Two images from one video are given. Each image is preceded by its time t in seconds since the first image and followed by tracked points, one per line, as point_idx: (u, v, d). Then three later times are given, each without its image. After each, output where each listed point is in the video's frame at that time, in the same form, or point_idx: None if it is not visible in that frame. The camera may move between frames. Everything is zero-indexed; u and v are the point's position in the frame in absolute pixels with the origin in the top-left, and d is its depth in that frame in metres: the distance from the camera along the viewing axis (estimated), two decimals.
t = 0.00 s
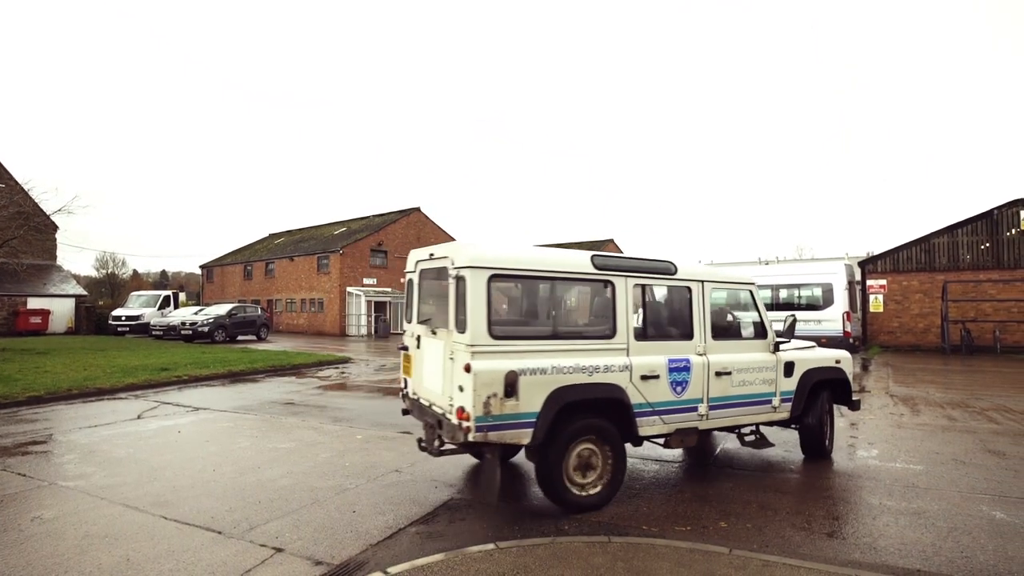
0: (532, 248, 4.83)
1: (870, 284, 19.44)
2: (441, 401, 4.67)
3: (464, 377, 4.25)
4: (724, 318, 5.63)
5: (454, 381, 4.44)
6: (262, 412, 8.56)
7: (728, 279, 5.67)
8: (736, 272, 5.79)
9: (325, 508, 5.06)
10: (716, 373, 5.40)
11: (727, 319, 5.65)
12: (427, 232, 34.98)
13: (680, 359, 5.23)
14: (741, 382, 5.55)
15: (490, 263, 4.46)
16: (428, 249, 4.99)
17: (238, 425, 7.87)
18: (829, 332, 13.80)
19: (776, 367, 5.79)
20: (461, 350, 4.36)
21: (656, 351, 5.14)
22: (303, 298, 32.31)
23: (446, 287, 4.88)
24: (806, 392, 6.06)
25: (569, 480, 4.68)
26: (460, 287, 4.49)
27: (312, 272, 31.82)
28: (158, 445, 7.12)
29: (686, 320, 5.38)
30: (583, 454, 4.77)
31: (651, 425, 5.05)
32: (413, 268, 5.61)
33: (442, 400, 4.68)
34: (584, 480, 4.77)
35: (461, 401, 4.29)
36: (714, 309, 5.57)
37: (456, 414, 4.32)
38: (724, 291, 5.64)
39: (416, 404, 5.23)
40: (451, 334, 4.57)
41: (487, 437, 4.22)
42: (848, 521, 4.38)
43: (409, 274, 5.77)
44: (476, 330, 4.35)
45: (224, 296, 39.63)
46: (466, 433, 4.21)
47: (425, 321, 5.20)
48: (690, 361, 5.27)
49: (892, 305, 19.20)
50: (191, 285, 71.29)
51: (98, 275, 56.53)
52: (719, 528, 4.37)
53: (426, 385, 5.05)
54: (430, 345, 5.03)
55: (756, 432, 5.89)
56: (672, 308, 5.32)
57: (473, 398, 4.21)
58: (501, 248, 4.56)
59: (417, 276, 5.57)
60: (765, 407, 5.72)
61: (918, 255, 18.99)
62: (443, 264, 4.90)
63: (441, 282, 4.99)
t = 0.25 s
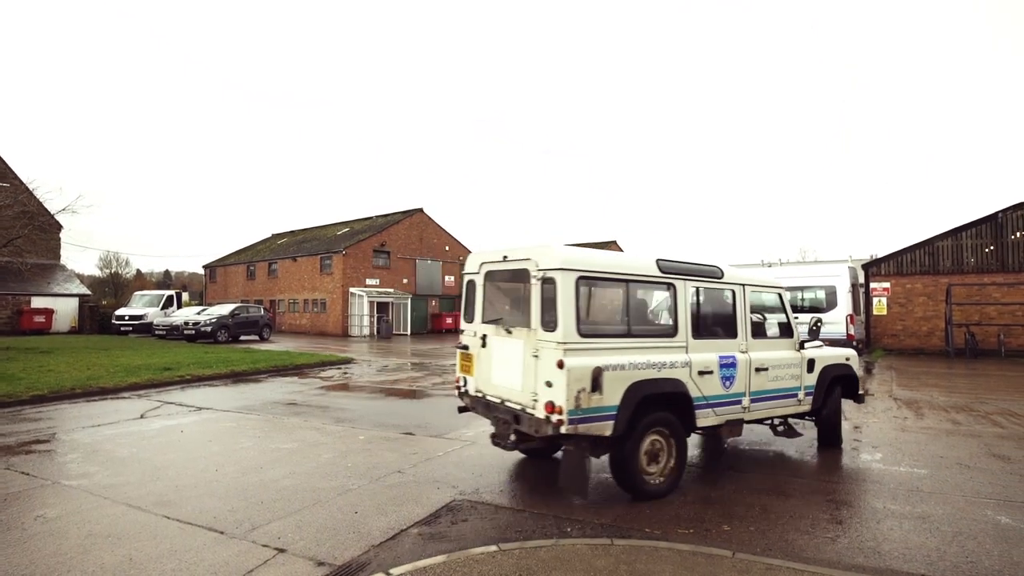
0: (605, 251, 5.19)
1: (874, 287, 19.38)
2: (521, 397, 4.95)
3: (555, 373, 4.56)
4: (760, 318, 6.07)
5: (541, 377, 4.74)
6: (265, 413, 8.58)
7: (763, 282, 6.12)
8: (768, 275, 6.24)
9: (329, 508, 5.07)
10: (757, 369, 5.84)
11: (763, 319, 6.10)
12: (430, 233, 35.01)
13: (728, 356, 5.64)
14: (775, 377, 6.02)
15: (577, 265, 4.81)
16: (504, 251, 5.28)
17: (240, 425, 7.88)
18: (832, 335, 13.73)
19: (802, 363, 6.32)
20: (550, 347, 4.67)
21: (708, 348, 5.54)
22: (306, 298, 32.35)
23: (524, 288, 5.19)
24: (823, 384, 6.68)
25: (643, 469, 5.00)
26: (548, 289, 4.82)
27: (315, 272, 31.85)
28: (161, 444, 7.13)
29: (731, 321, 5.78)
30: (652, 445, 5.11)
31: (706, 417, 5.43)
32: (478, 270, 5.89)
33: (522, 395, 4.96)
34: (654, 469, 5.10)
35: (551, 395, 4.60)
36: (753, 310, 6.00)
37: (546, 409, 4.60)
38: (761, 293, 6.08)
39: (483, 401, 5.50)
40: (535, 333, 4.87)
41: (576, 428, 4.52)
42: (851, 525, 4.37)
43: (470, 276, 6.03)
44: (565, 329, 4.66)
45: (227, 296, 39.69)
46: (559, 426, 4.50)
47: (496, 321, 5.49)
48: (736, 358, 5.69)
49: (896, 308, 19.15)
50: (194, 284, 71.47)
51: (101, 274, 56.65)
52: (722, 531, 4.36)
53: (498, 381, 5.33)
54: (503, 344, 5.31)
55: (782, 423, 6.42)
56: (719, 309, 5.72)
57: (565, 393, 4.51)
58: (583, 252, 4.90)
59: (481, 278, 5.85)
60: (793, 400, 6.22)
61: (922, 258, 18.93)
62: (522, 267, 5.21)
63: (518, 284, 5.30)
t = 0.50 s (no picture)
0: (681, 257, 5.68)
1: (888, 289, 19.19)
2: (609, 392, 5.34)
3: (652, 369, 5.00)
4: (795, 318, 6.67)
5: (633, 373, 5.16)
6: (276, 412, 8.63)
7: (796, 286, 6.72)
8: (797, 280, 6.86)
9: (340, 508, 5.09)
10: (795, 365, 6.42)
11: (796, 320, 6.69)
12: (439, 234, 35.11)
13: (775, 353, 6.19)
14: (808, 372, 6.61)
15: (669, 270, 5.29)
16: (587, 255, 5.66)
17: (252, 425, 7.93)
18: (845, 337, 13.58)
19: (825, 359, 6.91)
20: (644, 345, 5.10)
21: (760, 346, 6.08)
22: (317, 298, 32.52)
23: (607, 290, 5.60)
24: (837, 379, 7.28)
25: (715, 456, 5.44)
26: (640, 291, 5.26)
27: (325, 273, 32.02)
28: (174, 443, 7.19)
29: (774, 322, 6.33)
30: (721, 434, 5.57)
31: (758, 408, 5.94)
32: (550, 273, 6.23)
33: (609, 390, 5.35)
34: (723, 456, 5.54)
35: (645, 389, 5.03)
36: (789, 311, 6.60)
37: (642, 402, 5.02)
38: (795, 297, 6.68)
39: (559, 397, 5.85)
40: (625, 332, 5.28)
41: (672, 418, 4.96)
42: (865, 529, 4.32)
43: (537, 279, 6.35)
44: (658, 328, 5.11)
45: (238, 297, 39.99)
46: (657, 417, 4.93)
47: (574, 322, 5.83)
48: (780, 355, 6.25)
49: (910, 310, 18.94)
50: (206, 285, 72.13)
51: (115, 274, 57.30)
52: (734, 534, 4.33)
53: (576, 378, 5.70)
54: (583, 343, 5.67)
55: (806, 415, 7.02)
56: (766, 310, 6.27)
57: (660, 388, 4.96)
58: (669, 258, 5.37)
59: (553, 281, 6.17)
60: (819, 394, 6.82)
61: (937, 259, 18.71)
62: (607, 270, 5.62)
63: (599, 287, 5.69)
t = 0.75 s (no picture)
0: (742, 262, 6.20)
1: (905, 290, 18.96)
2: (682, 386, 5.76)
3: (730, 365, 5.48)
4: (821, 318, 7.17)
5: (708, 368, 5.63)
6: (290, 411, 8.69)
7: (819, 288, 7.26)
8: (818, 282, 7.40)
9: (353, 506, 5.11)
10: (822, 361, 6.91)
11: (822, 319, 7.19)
12: (451, 234, 35.22)
13: (808, 350, 6.69)
14: (831, 367, 7.12)
15: (742, 274, 5.81)
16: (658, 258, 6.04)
17: (266, 423, 8.00)
18: (862, 338, 13.43)
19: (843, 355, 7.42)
20: (721, 343, 5.58)
21: (798, 344, 6.59)
22: (330, 298, 32.72)
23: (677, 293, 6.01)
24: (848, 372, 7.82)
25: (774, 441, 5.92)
26: (716, 293, 5.75)
27: (338, 273, 32.21)
28: (189, 441, 7.26)
29: (807, 321, 6.83)
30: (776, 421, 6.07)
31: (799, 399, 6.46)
32: (612, 275, 6.53)
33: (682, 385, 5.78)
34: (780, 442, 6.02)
35: (722, 383, 5.51)
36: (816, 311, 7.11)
37: (719, 395, 5.49)
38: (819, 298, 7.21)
39: (626, 392, 6.19)
40: (700, 331, 5.75)
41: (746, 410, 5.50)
42: (883, 532, 4.27)
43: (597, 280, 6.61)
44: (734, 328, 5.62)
45: (253, 296, 40.33)
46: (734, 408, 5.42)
47: (640, 321, 6.18)
48: (813, 352, 6.75)
49: (928, 311, 18.69)
50: (221, 285, 72.85)
51: (132, 274, 58.08)
52: (749, 536, 4.29)
53: (643, 373, 6.08)
54: (651, 340, 6.05)
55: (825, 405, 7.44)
56: (801, 311, 6.77)
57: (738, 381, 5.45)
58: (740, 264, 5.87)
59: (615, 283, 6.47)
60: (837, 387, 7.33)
61: (956, 260, 18.45)
62: (678, 273, 6.04)
63: (668, 289, 6.10)
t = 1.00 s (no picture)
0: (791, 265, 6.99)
1: (923, 288, 18.72)
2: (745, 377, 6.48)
3: (793, 357, 6.23)
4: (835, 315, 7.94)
5: (769, 360, 6.38)
6: (303, 409, 8.76)
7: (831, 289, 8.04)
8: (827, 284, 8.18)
9: (365, 504, 5.14)
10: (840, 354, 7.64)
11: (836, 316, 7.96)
12: (463, 232, 35.30)
13: (832, 344, 7.45)
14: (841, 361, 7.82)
15: (799, 276, 6.60)
16: (719, 259, 6.74)
17: (279, 420, 8.07)
18: (878, 337, 13.28)
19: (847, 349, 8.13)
20: (782, 338, 6.33)
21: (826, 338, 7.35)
22: (342, 296, 32.91)
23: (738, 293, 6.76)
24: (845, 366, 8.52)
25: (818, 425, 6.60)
26: (776, 292, 6.53)
27: (350, 271, 32.39)
28: (205, 438, 7.34)
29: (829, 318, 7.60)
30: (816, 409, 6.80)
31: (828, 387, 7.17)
32: (671, 275, 7.19)
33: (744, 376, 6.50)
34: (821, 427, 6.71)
35: (785, 373, 6.27)
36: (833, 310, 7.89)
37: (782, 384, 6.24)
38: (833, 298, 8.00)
39: (685, 382, 6.87)
40: (762, 327, 6.49)
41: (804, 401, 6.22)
42: (900, 534, 4.22)
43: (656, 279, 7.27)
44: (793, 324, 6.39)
45: (266, 295, 40.65)
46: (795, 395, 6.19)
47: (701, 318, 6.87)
48: (836, 346, 7.51)
49: (946, 309, 18.45)
50: (235, 283, 73.49)
51: (147, 273, 58.79)
52: (763, 537, 4.26)
53: (705, 365, 6.78)
54: (712, 336, 6.77)
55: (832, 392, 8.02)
56: (825, 309, 7.54)
57: (798, 371, 6.23)
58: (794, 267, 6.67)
59: (675, 282, 7.12)
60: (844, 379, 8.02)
61: (975, 258, 18.19)
62: (740, 275, 6.79)
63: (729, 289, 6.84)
